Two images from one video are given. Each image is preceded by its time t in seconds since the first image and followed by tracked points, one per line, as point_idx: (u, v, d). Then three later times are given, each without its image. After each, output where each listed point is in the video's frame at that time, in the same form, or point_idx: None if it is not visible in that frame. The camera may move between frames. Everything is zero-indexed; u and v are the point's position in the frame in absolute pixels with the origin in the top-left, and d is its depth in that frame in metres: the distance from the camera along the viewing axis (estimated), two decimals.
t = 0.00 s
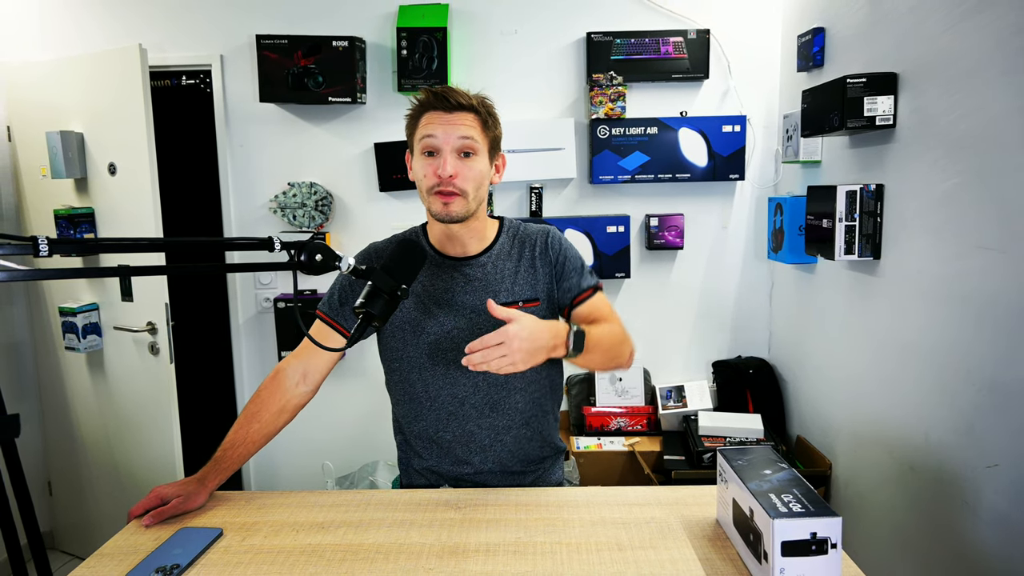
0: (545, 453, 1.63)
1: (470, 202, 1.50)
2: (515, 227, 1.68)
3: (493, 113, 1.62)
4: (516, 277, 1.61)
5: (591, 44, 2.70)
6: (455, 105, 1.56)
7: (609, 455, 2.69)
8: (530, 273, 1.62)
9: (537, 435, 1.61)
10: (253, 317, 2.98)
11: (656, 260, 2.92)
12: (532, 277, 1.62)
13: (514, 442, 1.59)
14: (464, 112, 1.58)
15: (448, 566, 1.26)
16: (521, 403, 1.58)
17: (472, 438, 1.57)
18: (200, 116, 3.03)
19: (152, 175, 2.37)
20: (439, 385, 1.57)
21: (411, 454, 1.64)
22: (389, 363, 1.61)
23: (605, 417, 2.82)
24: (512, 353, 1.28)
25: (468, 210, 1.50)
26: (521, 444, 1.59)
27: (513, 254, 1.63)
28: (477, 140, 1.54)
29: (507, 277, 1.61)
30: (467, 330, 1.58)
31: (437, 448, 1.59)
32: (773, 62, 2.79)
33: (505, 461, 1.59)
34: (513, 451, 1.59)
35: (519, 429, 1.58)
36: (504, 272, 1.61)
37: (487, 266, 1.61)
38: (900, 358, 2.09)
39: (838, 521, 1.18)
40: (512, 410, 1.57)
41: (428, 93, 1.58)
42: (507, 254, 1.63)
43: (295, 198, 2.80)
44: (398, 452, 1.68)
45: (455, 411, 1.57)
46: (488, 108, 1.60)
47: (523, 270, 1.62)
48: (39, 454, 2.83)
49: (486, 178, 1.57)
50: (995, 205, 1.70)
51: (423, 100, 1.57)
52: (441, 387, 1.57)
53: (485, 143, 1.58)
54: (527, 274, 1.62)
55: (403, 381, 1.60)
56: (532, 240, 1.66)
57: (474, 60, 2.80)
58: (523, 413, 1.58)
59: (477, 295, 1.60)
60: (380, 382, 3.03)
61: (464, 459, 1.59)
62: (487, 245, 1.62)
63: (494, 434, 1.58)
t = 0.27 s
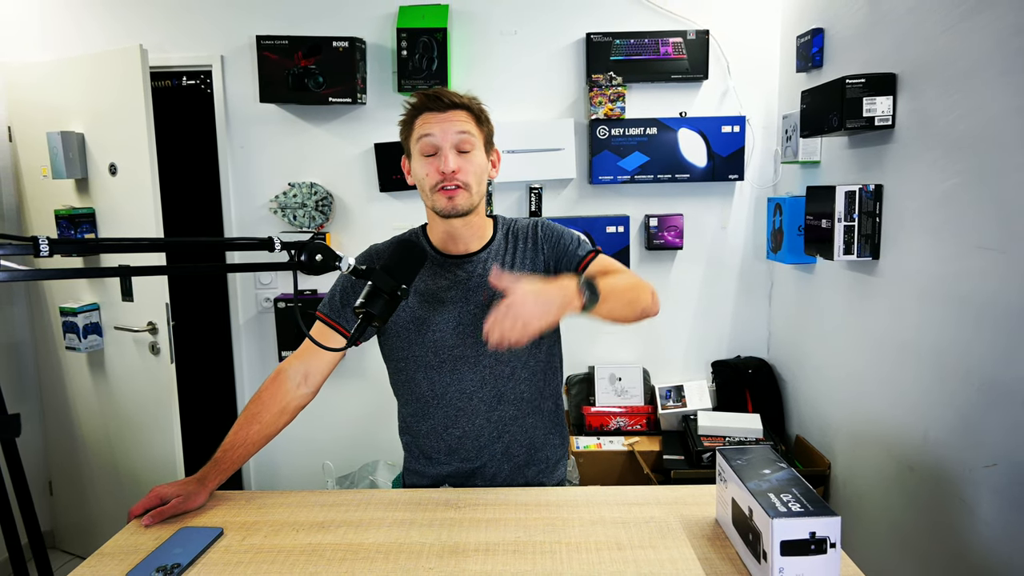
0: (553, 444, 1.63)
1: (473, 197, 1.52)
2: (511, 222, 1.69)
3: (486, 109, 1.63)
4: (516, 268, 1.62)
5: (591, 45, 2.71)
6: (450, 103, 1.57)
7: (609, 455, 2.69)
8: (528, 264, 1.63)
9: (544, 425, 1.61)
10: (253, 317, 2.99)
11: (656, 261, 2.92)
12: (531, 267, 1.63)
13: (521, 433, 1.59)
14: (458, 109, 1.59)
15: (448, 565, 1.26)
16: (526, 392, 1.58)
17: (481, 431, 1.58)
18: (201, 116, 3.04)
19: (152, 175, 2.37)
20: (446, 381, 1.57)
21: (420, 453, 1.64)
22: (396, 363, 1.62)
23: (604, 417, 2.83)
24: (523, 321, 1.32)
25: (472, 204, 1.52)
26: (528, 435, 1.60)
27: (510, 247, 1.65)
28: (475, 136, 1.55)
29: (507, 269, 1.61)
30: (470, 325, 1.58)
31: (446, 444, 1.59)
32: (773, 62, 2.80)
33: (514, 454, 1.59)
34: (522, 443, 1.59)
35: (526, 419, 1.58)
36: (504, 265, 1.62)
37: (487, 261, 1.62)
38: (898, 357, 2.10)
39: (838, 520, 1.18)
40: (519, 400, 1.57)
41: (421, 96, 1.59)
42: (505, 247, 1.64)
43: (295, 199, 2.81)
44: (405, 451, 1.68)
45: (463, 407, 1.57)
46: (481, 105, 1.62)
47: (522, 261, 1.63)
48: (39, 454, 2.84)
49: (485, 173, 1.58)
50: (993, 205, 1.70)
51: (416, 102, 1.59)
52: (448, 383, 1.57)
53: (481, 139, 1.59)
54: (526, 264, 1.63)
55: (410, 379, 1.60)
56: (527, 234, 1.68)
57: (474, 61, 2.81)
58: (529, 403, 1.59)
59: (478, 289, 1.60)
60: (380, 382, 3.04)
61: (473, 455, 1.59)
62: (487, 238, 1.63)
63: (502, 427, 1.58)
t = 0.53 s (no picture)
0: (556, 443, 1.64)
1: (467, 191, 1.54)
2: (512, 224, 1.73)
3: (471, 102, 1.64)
4: (521, 265, 1.64)
5: (591, 45, 2.71)
6: (433, 103, 1.58)
7: (609, 455, 2.70)
8: (532, 262, 1.65)
9: (549, 423, 1.62)
10: (253, 317, 2.99)
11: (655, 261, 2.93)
12: (536, 265, 1.65)
13: (528, 430, 1.60)
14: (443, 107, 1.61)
15: (448, 565, 1.27)
16: (532, 389, 1.60)
17: (487, 428, 1.58)
18: (202, 116, 3.04)
19: (153, 176, 2.38)
20: (453, 378, 1.58)
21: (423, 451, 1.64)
22: (400, 361, 1.62)
23: (604, 417, 2.83)
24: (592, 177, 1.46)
25: (468, 197, 1.54)
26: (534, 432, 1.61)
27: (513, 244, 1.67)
28: (461, 130, 1.57)
29: (512, 267, 1.63)
30: (476, 322, 1.59)
31: (452, 442, 1.60)
32: (772, 63, 2.81)
33: (521, 452, 1.59)
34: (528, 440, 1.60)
35: (531, 416, 1.59)
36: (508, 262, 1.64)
37: (491, 258, 1.64)
38: (897, 357, 2.10)
39: (837, 520, 1.19)
40: (525, 397, 1.59)
41: (404, 100, 1.61)
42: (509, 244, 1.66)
43: (295, 199, 2.81)
44: (408, 450, 1.68)
45: (469, 404, 1.58)
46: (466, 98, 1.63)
47: (526, 259, 1.65)
48: (40, 454, 2.84)
49: (478, 165, 1.61)
50: (992, 205, 1.71)
51: (400, 106, 1.61)
52: (455, 380, 1.58)
53: (470, 132, 1.61)
54: (530, 262, 1.66)
55: (415, 377, 1.60)
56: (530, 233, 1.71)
57: (474, 61, 2.81)
58: (535, 399, 1.60)
59: (483, 285, 1.61)
60: (380, 382, 3.04)
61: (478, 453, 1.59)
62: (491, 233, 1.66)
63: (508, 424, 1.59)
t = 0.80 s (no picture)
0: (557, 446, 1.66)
1: (465, 208, 1.53)
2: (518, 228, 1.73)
3: (464, 108, 1.58)
4: (526, 270, 1.65)
5: (590, 46, 2.72)
6: (424, 116, 1.52)
7: (608, 454, 2.70)
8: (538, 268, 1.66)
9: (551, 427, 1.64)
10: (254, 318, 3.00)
11: (654, 261, 2.93)
12: (542, 271, 1.66)
13: (529, 435, 1.61)
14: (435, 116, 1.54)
15: (448, 564, 1.27)
16: (535, 395, 1.61)
17: (488, 431, 1.59)
18: (202, 117, 3.05)
19: (154, 176, 2.38)
20: (455, 380, 1.58)
21: (424, 451, 1.64)
22: (403, 361, 1.62)
23: (604, 417, 2.83)
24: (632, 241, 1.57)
25: (465, 214, 1.53)
26: (535, 436, 1.62)
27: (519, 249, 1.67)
28: (456, 144, 1.52)
29: (517, 271, 1.63)
30: (481, 325, 1.59)
31: (453, 443, 1.60)
32: (771, 64, 2.81)
33: (521, 454, 1.61)
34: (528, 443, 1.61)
35: (534, 421, 1.61)
36: (513, 267, 1.64)
37: (496, 260, 1.64)
38: (897, 357, 2.11)
39: (836, 519, 1.19)
40: (527, 402, 1.60)
41: (394, 109, 1.53)
42: (515, 248, 1.67)
43: (296, 199, 2.82)
44: (411, 449, 1.69)
45: (471, 406, 1.58)
46: (458, 104, 1.56)
47: (533, 264, 1.66)
48: (41, 453, 2.85)
49: (475, 176, 1.57)
50: (991, 205, 1.71)
51: (389, 118, 1.53)
52: (457, 382, 1.58)
53: (464, 143, 1.55)
54: (537, 267, 1.66)
55: (417, 377, 1.60)
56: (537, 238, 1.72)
57: (474, 62, 2.82)
58: (537, 405, 1.61)
59: (488, 288, 1.61)
60: (380, 382, 3.05)
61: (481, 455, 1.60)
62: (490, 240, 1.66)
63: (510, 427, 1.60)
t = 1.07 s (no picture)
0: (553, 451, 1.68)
1: (468, 217, 1.53)
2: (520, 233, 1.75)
3: (472, 114, 1.57)
4: (527, 276, 1.67)
5: (590, 46, 2.73)
6: (433, 122, 1.51)
7: (608, 454, 2.71)
8: (539, 275, 1.68)
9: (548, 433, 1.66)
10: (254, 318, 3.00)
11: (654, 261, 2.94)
12: (543, 278, 1.68)
13: (525, 439, 1.62)
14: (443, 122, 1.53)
15: (448, 563, 1.28)
16: (533, 400, 1.63)
17: (485, 435, 1.60)
18: (202, 117, 3.05)
19: (155, 177, 2.39)
20: (453, 383, 1.59)
21: (420, 452, 1.65)
22: (402, 362, 1.62)
23: (603, 416, 2.84)
24: (648, 285, 1.59)
25: (468, 223, 1.53)
26: (531, 441, 1.63)
27: (521, 255, 1.69)
28: (463, 153, 1.52)
29: (518, 277, 1.65)
30: (481, 329, 1.60)
31: (451, 445, 1.60)
32: (771, 64, 2.82)
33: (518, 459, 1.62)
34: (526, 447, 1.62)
35: (532, 426, 1.62)
36: (514, 273, 1.66)
37: (497, 265, 1.66)
38: (896, 358, 2.11)
39: (835, 518, 1.20)
40: (525, 407, 1.62)
41: (402, 113, 1.53)
42: (516, 254, 1.69)
43: (296, 199, 2.82)
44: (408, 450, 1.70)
45: (468, 409, 1.59)
46: (467, 111, 1.55)
47: (534, 271, 1.68)
48: (42, 453, 2.86)
49: (480, 184, 1.57)
50: (990, 205, 1.72)
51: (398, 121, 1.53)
52: (455, 385, 1.58)
53: (471, 151, 1.55)
54: (537, 274, 1.68)
55: (415, 378, 1.61)
56: (539, 246, 1.74)
57: (474, 62, 2.82)
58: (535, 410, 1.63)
59: (489, 291, 1.62)
60: (380, 382, 3.05)
61: (478, 458, 1.60)
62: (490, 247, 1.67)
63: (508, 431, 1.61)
